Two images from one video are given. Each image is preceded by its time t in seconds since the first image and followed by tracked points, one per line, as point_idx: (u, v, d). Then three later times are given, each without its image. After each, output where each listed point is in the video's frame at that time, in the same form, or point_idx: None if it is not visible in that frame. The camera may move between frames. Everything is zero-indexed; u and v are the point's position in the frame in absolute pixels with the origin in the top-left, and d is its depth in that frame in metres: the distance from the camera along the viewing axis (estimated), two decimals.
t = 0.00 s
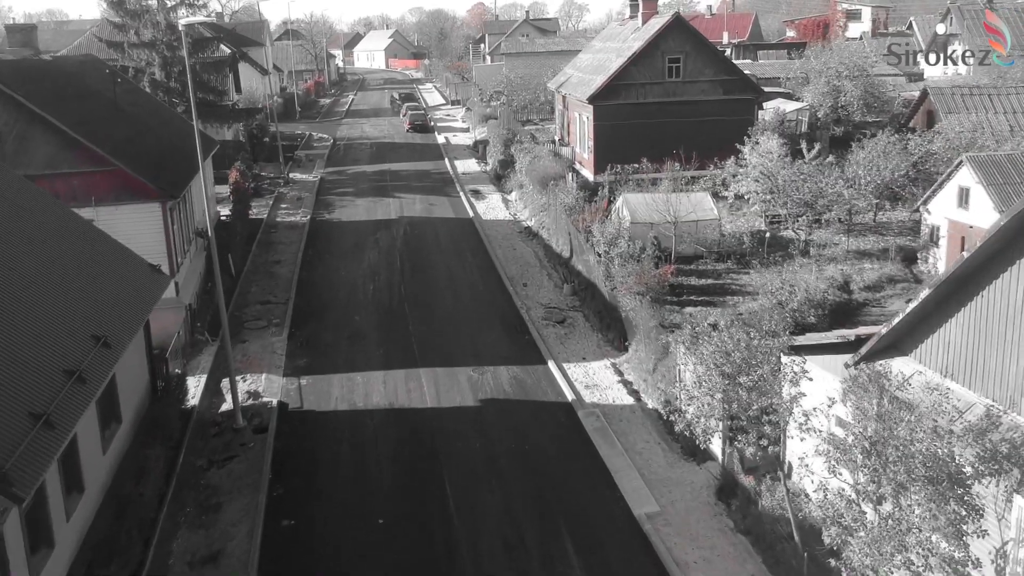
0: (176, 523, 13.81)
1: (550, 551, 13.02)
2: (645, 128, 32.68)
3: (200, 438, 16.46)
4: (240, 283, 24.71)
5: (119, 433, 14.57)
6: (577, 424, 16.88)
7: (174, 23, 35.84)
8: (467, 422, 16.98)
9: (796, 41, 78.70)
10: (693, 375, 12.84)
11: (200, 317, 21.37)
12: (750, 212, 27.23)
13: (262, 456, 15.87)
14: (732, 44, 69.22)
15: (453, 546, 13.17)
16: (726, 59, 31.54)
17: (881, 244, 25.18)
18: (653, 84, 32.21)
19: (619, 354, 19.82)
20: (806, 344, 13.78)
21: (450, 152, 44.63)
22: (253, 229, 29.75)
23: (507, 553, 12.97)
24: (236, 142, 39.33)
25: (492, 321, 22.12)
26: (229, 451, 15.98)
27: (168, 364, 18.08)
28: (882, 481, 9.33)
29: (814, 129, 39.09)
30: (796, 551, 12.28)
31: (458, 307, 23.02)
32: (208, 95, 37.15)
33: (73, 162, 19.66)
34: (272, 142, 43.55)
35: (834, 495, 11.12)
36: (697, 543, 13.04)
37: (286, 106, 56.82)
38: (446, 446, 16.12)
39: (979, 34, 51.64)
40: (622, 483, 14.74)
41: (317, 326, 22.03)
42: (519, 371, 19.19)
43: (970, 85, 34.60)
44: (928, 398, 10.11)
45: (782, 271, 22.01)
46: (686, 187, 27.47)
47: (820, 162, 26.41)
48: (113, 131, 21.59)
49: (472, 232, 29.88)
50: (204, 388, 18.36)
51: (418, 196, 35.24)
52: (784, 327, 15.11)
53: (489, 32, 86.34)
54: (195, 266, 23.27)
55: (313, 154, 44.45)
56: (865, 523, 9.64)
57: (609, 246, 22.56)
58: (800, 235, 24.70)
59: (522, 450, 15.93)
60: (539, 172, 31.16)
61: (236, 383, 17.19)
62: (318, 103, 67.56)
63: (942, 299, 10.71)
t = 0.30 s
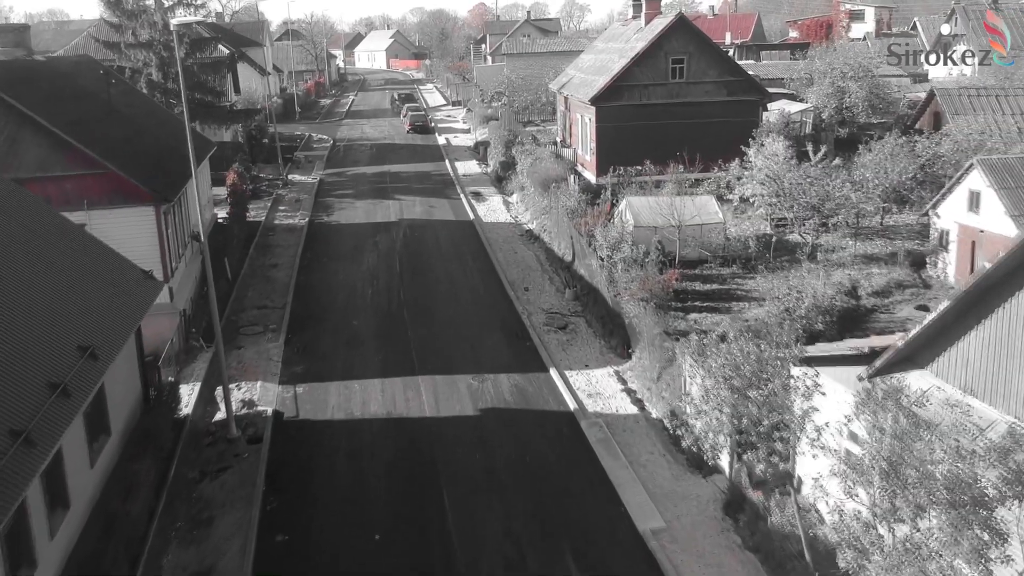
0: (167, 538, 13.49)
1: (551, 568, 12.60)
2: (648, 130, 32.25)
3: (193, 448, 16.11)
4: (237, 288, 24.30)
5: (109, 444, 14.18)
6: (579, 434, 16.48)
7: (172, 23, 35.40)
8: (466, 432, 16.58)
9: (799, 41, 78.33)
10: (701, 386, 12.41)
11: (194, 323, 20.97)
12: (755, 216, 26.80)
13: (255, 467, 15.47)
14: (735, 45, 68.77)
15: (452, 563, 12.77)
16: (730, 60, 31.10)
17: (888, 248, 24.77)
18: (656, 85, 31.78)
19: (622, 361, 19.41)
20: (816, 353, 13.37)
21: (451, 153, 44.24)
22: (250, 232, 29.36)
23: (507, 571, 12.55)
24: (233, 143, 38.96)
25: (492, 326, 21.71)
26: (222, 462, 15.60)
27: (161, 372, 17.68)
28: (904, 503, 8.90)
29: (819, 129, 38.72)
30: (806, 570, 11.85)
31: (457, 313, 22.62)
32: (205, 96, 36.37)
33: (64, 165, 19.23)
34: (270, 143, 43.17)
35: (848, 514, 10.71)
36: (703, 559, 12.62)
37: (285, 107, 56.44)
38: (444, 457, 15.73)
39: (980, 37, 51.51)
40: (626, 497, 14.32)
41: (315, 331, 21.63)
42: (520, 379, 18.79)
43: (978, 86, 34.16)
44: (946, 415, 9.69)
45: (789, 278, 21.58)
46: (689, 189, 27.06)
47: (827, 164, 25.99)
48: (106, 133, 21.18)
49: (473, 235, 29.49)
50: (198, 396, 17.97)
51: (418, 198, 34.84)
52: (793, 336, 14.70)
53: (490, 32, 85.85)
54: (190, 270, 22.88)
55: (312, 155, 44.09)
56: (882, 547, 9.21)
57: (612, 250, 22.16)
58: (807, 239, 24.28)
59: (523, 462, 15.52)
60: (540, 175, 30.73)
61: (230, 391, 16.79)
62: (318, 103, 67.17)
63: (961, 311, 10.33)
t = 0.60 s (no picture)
0: (157, 553, 12.97)
1: None
2: (651, 132, 31.83)
3: (186, 459, 15.65)
4: (233, 292, 23.88)
5: (98, 457, 13.75)
6: (582, 445, 16.05)
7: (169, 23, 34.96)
8: (467, 442, 16.16)
9: (801, 41, 77.95)
10: (709, 399, 11.97)
11: (189, 329, 20.54)
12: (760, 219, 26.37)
13: (249, 479, 15.04)
14: (737, 45, 68.36)
15: None
16: (734, 60, 30.70)
17: (896, 252, 24.35)
18: (659, 86, 31.37)
19: (625, 369, 19.00)
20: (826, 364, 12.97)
21: (452, 154, 43.82)
22: (248, 235, 28.94)
23: None
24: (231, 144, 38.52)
25: (493, 332, 21.31)
26: (216, 474, 15.16)
27: (153, 381, 17.25)
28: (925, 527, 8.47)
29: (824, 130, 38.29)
30: None
31: (457, 318, 22.20)
32: (203, 97, 36.14)
33: (55, 168, 18.85)
34: (269, 144, 42.73)
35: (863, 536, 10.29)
36: None
37: (285, 108, 56.01)
38: (444, 468, 15.31)
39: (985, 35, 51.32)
40: (631, 512, 13.88)
41: (312, 337, 21.22)
42: (521, 387, 18.37)
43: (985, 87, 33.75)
44: (968, 435, 9.26)
45: (795, 284, 21.17)
46: (694, 192, 26.64)
47: (833, 166, 25.57)
48: (99, 135, 20.77)
49: (473, 238, 29.08)
50: (192, 405, 17.54)
51: (418, 200, 34.42)
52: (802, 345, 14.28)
53: (491, 32, 85.42)
54: (185, 275, 22.46)
55: (312, 156, 43.69)
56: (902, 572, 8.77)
57: (616, 254, 21.75)
58: (814, 243, 23.84)
59: (525, 474, 15.09)
60: (542, 177, 30.31)
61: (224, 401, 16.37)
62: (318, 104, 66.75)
63: (982, 323, 9.93)
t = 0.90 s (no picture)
0: (146, 570, 12.52)
1: None
2: (654, 134, 31.40)
3: (178, 471, 15.22)
4: (230, 297, 23.47)
5: (86, 470, 13.33)
6: (585, 457, 15.62)
7: (165, 23, 34.51)
8: (467, 453, 15.74)
9: (804, 42, 77.38)
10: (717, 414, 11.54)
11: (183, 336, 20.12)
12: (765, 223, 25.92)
13: (242, 492, 14.62)
14: (739, 45, 67.88)
15: None
16: (739, 61, 30.25)
17: (904, 256, 23.91)
18: (663, 87, 30.93)
19: (629, 377, 18.57)
20: (838, 377, 12.54)
21: (452, 155, 43.40)
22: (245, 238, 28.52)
23: None
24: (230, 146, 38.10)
25: (493, 338, 20.88)
26: (208, 486, 14.74)
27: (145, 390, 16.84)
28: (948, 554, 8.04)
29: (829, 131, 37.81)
30: None
31: (457, 324, 21.78)
32: (201, 97, 35.75)
33: (45, 171, 18.44)
34: (268, 145, 42.32)
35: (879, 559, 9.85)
36: None
37: (285, 108, 55.57)
38: (443, 481, 14.88)
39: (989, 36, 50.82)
40: (635, 527, 13.45)
41: (309, 343, 20.81)
42: (522, 396, 17.94)
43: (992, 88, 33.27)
44: (991, 456, 8.83)
45: (802, 289, 20.73)
46: (698, 195, 26.21)
47: (839, 169, 25.13)
48: (91, 138, 20.37)
49: (474, 241, 28.66)
50: (185, 414, 17.11)
51: (418, 202, 34.00)
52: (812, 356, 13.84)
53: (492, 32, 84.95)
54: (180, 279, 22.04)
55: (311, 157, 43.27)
56: None
57: (619, 259, 21.32)
58: (820, 247, 23.40)
59: (526, 487, 14.66)
60: (543, 179, 29.87)
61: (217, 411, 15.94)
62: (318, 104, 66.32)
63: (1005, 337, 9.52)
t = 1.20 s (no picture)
0: None
1: None
2: (657, 135, 30.97)
3: (170, 483, 14.81)
4: (226, 302, 23.06)
5: (75, 485, 12.92)
6: (589, 468, 15.19)
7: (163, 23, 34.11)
8: (467, 465, 15.32)
9: (807, 42, 76.84)
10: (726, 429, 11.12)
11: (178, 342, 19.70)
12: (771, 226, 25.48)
13: (235, 505, 14.20)
14: (743, 45, 67.40)
15: None
16: (744, 61, 29.83)
17: (912, 261, 23.48)
18: (666, 88, 30.52)
19: (632, 385, 18.15)
20: (850, 389, 12.12)
21: (453, 157, 42.99)
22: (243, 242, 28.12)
23: None
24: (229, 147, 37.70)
25: (494, 345, 20.45)
26: (201, 499, 14.32)
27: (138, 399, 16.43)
28: None
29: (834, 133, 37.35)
30: None
31: (457, 330, 21.35)
32: (199, 98, 35.36)
33: (37, 174, 18.04)
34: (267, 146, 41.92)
35: None
36: None
37: (285, 109, 55.16)
38: (442, 494, 14.45)
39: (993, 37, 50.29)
40: (640, 543, 13.01)
41: (307, 350, 20.40)
42: (523, 405, 17.51)
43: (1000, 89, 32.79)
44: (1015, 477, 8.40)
45: (809, 295, 20.31)
46: (702, 197, 25.78)
47: (846, 171, 24.70)
48: (85, 140, 19.98)
49: (475, 244, 28.23)
50: (179, 424, 16.71)
51: (418, 204, 33.58)
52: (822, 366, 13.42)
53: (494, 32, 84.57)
54: (175, 284, 21.64)
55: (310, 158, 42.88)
56: None
57: (622, 264, 20.89)
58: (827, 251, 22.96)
59: (527, 500, 14.24)
60: (545, 181, 29.46)
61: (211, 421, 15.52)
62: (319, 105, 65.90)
63: None
